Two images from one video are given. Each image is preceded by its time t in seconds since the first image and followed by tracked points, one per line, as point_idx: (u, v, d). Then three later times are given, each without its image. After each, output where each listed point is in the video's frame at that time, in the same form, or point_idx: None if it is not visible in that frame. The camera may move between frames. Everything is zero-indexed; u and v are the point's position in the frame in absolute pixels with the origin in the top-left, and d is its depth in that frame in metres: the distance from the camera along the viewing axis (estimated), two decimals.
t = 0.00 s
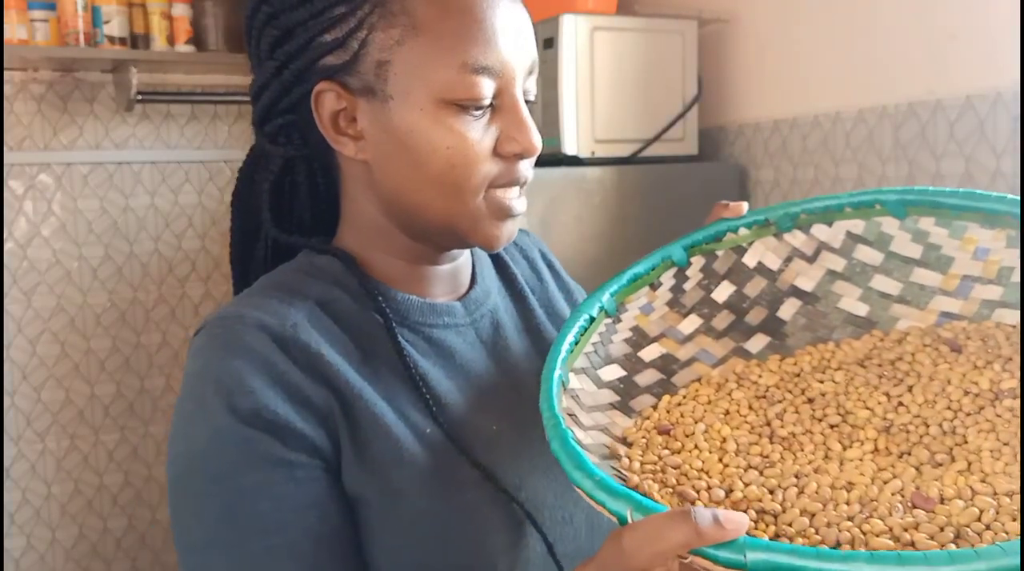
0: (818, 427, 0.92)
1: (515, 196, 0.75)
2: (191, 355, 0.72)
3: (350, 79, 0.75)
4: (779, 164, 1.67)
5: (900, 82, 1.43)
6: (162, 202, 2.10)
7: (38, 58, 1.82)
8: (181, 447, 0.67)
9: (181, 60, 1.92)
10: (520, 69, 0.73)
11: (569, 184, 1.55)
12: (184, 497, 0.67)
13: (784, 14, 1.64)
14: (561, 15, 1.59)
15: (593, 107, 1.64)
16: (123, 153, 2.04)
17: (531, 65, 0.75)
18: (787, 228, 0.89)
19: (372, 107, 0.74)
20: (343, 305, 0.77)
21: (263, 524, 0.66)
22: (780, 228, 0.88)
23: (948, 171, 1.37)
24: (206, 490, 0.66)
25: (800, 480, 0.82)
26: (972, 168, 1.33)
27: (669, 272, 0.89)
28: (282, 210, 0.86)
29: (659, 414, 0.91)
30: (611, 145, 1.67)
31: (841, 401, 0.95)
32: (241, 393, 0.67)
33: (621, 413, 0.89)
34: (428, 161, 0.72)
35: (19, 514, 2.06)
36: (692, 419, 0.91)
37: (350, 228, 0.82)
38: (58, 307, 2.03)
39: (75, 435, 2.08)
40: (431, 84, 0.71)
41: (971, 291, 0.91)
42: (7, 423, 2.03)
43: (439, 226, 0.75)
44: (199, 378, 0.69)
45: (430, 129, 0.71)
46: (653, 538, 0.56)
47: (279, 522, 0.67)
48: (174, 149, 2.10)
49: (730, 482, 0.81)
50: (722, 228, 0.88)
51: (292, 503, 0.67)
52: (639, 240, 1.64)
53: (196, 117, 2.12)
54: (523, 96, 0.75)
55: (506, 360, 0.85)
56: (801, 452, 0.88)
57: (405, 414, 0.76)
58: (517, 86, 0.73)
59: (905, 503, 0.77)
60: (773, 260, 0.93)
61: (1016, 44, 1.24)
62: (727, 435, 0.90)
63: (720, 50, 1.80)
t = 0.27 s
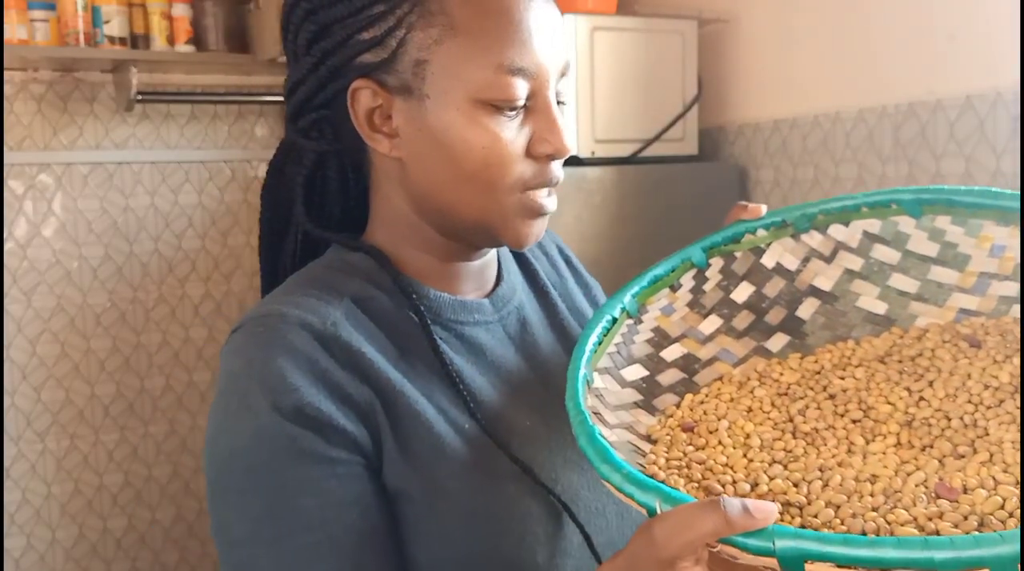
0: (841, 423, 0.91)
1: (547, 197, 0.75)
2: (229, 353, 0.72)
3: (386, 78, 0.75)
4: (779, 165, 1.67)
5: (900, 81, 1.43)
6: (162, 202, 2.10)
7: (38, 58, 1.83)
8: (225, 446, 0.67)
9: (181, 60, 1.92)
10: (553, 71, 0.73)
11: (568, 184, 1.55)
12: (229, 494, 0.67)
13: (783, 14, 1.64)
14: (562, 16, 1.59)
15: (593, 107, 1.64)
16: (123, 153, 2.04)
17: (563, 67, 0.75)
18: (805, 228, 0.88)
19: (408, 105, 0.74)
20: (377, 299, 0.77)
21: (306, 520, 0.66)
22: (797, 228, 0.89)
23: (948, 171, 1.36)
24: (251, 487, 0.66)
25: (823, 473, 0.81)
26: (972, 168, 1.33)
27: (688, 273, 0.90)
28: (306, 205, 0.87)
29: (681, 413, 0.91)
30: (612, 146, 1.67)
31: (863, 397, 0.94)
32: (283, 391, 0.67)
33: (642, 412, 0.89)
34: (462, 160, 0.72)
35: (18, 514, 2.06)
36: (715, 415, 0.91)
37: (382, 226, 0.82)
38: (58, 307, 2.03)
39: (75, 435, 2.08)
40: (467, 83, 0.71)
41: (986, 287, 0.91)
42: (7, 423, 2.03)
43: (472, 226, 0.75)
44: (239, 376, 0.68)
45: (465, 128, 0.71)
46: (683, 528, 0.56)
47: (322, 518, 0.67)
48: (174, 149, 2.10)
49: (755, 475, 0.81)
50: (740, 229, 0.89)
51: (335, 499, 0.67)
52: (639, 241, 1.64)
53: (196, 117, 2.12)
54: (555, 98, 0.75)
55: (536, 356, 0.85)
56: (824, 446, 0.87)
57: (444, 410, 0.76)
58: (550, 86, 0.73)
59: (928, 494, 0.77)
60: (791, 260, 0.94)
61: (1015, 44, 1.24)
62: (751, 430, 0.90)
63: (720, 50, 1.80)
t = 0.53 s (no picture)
0: (850, 433, 0.91)
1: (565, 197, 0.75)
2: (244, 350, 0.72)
3: (402, 78, 0.75)
4: (779, 165, 1.67)
5: (901, 81, 1.43)
6: (162, 202, 2.10)
7: (38, 58, 1.83)
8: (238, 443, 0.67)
9: (181, 60, 1.92)
10: (570, 70, 0.73)
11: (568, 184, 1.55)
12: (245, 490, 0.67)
13: (783, 15, 1.64)
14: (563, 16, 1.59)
15: (593, 108, 1.65)
16: (123, 153, 2.04)
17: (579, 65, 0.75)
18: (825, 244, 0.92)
19: (423, 105, 0.74)
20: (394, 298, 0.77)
21: (320, 516, 0.66)
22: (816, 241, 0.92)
23: (948, 171, 1.37)
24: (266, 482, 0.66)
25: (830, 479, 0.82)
26: (972, 168, 1.33)
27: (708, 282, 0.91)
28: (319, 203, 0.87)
29: (692, 417, 0.91)
30: (612, 145, 1.67)
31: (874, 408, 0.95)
32: (298, 388, 0.67)
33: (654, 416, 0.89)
34: (477, 160, 0.72)
35: (18, 514, 2.06)
36: (726, 421, 0.91)
37: (396, 225, 0.82)
38: (58, 307, 2.03)
39: (75, 435, 2.08)
40: (483, 84, 0.71)
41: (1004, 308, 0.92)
42: (7, 423, 2.03)
43: (489, 226, 0.75)
44: (254, 372, 0.68)
45: (480, 128, 0.71)
46: (685, 518, 0.56)
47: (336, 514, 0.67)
48: (174, 149, 2.10)
49: (764, 479, 0.82)
50: (761, 241, 0.92)
51: (349, 496, 0.67)
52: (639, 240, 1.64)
53: (196, 117, 2.12)
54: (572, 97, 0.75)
55: (547, 355, 0.86)
56: (833, 455, 0.87)
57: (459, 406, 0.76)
58: (566, 86, 0.73)
59: (934, 502, 0.77)
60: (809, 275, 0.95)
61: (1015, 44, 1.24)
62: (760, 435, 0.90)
63: (720, 49, 1.80)
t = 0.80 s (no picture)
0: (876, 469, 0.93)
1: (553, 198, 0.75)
2: (231, 353, 0.71)
3: (386, 79, 0.75)
4: (779, 166, 1.67)
5: (901, 81, 1.43)
6: (162, 202, 2.10)
7: (38, 58, 1.82)
8: (224, 445, 0.67)
9: (181, 60, 1.92)
10: (556, 69, 0.74)
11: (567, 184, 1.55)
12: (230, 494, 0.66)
13: (783, 15, 1.64)
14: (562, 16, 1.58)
15: (592, 108, 1.64)
16: (123, 153, 2.04)
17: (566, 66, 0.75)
18: (860, 305, 0.97)
19: (408, 106, 0.74)
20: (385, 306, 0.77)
21: (308, 521, 0.66)
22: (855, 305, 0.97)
23: (949, 171, 1.36)
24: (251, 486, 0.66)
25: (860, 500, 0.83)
26: (972, 168, 1.33)
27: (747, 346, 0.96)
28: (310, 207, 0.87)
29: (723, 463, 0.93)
30: (612, 146, 1.67)
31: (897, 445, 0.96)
32: (288, 392, 0.66)
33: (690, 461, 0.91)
34: (462, 160, 0.72)
35: (18, 514, 2.06)
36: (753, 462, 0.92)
37: (384, 228, 0.82)
38: (58, 307, 2.03)
39: (75, 435, 2.08)
40: (467, 84, 0.71)
41: None
42: (7, 423, 2.03)
43: (476, 229, 0.75)
44: (242, 375, 0.68)
45: (465, 128, 0.72)
46: (683, 489, 0.58)
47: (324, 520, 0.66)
48: (174, 149, 2.10)
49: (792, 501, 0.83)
50: (797, 304, 0.97)
51: (337, 501, 0.67)
52: (638, 240, 1.63)
53: (196, 117, 2.12)
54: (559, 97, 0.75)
55: (539, 361, 0.86)
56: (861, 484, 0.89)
57: (450, 411, 0.75)
58: (553, 86, 0.73)
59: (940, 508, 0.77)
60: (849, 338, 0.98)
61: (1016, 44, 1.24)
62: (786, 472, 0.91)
63: (720, 50, 1.80)
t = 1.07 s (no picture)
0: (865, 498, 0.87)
1: (527, 206, 0.76)
2: (201, 365, 0.71)
3: (360, 82, 0.76)
4: (779, 166, 1.67)
5: (901, 81, 1.43)
6: (162, 202, 2.10)
7: (38, 58, 1.82)
8: (196, 462, 0.66)
9: (181, 60, 1.92)
10: (532, 77, 0.75)
11: (567, 184, 1.56)
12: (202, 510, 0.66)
13: (784, 14, 1.64)
14: (561, 16, 1.59)
15: (593, 108, 1.65)
16: (123, 153, 2.04)
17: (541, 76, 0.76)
18: (854, 357, 0.97)
19: (381, 108, 0.75)
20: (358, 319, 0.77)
21: (284, 540, 0.65)
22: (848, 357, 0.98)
23: (949, 171, 1.36)
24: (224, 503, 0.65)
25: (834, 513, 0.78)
26: (972, 168, 1.33)
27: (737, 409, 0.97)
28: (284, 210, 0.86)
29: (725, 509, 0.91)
30: (612, 145, 1.67)
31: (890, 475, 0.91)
32: (262, 408, 0.66)
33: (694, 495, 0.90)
34: (436, 164, 0.73)
35: (18, 514, 2.06)
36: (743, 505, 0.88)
37: (360, 235, 0.82)
38: (58, 307, 2.03)
39: (75, 434, 2.08)
40: (440, 89, 0.72)
41: None
42: (7, 423, 2.03)
43: (449, 234, 0.76)
44: (214, 389, 0.67)
45: (438, 132, 0.73)
46: (649, 504, 0.64)
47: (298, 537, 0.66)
48: (174, 149, 2.10)
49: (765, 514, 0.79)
50: (789, 362, 0.98)
51: (312, 520, 0.66)
52: (638, 240, 1.64)
53: (196, 117, 2.12)
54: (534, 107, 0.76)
55: (518, 371, 0.86)
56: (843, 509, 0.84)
57: (427, 424, 0.75)
58: (527, 95, 0.74)
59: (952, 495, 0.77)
60: (847, 392, 0.99)
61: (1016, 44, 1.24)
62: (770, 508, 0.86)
63: (720, 50, 1.80)
